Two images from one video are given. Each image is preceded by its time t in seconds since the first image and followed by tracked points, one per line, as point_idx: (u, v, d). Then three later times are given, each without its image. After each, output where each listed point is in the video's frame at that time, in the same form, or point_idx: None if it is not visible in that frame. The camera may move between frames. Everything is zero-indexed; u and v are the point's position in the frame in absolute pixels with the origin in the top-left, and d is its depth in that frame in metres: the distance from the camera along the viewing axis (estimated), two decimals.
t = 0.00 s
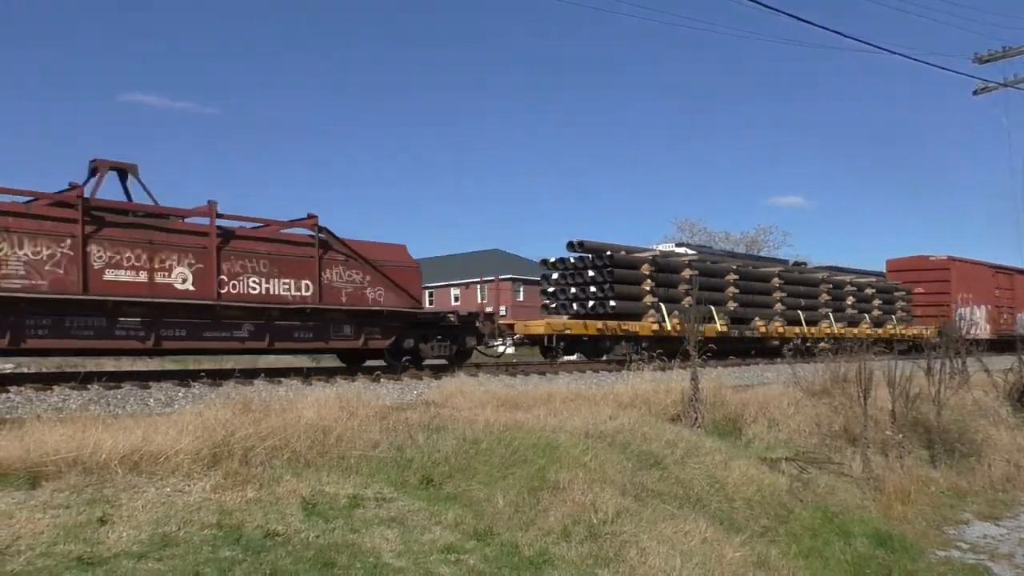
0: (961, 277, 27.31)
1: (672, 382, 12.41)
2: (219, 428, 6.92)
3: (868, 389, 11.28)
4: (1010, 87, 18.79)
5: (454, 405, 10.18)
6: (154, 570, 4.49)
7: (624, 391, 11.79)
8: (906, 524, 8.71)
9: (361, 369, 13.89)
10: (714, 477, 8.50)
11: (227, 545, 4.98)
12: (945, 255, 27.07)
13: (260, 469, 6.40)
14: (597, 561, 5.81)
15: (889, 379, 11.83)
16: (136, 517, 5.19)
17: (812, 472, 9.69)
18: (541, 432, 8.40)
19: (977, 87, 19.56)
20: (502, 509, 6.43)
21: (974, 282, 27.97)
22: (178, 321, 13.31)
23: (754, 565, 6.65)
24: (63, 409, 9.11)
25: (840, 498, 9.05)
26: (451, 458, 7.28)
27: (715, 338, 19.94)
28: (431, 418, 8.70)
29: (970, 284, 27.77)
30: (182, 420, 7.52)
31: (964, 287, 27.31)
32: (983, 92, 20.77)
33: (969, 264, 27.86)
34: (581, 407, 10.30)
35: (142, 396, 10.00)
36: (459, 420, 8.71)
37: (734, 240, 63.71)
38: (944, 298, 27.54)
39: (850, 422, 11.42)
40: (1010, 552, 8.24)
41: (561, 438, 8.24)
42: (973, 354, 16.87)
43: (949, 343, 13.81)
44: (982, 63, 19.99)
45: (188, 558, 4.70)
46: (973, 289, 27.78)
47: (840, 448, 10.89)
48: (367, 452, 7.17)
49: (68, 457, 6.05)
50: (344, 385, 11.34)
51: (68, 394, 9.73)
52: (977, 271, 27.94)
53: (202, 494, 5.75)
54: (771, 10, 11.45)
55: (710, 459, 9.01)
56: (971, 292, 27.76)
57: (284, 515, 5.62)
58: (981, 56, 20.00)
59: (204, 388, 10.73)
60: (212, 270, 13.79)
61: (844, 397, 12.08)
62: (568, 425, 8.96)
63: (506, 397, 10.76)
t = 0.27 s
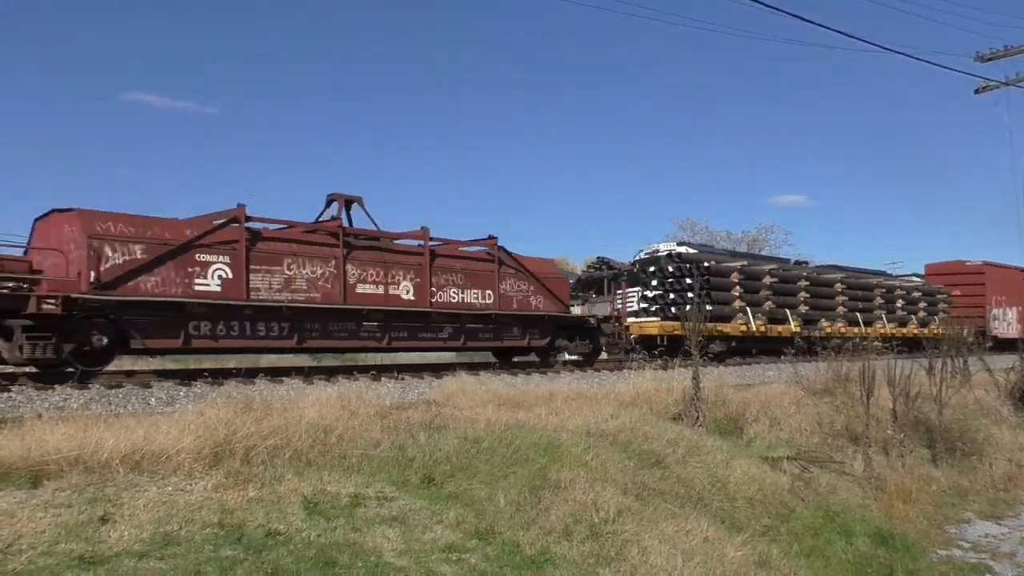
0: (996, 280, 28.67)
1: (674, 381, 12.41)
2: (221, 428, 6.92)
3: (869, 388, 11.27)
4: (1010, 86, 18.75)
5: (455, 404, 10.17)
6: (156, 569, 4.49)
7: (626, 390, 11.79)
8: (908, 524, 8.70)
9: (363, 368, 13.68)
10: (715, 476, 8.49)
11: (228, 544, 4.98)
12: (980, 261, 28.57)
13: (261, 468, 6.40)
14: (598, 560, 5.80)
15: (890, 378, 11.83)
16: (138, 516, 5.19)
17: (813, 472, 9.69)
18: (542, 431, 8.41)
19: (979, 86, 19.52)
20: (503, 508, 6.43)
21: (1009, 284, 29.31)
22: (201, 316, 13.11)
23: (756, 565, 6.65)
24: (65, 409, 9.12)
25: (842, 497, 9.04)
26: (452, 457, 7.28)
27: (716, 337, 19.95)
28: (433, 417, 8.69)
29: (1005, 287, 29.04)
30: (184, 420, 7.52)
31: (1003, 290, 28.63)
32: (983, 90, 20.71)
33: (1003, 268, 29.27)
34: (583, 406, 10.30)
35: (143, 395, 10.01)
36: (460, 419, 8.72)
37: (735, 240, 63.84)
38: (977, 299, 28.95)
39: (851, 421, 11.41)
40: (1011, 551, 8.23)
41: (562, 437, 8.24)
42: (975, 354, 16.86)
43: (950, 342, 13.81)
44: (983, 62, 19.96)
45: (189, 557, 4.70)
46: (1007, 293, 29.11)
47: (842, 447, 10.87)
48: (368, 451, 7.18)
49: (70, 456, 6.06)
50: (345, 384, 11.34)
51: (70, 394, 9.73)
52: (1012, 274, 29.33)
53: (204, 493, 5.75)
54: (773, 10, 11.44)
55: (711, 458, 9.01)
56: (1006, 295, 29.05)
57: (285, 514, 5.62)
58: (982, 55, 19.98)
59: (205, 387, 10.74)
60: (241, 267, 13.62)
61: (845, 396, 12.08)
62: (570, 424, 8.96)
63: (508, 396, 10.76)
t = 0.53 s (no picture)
0: None
1: (675, 381, 12.42)
2: (221, 427, 6.92)
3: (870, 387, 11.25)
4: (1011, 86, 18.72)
5: (456, 404, 10.17)
6: (156, 568, 4.50)
7: (627, 390, 11.79)
8: (909, 524, 8.68)
9: (365, 369, 13.57)
10: (716, 476, 8.49)
11: (229, 543, 4.98)
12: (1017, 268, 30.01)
13: (262, 468, 6.40)
14: (598, 559, 5.80)
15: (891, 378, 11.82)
16: (139, 516, 5.19)
17: (814, 472, 9.69)
18: (543, 430, 8.41)
19: (980, 86, 19.50)
20: (504, 508, 6.43)
21: None
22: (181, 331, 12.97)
23: (756, 564, 6.64)
24: (66, 408, 9.12)
25: (843, 497, 9.04)
26: (452, 457, 7.28)
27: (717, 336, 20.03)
28: (433, 416, 8.69)
29: None
30: (184, 419, 7.51)
31: None
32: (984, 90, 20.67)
33: None
34: (584, 406, 10.29)
35: (144, 395, 10.01)
36: (460, 418, 8.71)
37: (736, 239, 63.82)
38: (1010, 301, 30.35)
39: (852, 421, 11.41)
40: (1012, 551, 8.22)
41: (563, 437, 8.23)
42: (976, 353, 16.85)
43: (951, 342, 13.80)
44: (984, 61, 19.93)
45: (190, 557, 4.70)
46: None
47: (843, 446, 10.85)
48: (369, 450, 7.17)
49: (70, 456, 6.06)
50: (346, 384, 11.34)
51: (71, 393, 9.73)
52: None
53: (205, 493, 5.75)
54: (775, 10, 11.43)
55: (712, 458, 9.01)
56: None
57: (286, 513, 5.62)
58: (983, 55, 19.96)
59: (206, 386, 10.74)
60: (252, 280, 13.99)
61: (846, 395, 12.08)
62: (571, 424, 8.95)
63: (509, 396, 10.76)
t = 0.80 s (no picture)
0: None
1: (675, 380, 12.42)
2: (221, 426, 6.92)
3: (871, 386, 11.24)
4: (1013, 85, 18.67)
5: (456, 403, 10.16)
6: (157, 567, 4.49)
7: (627, 389, 11.79)
8: (909, 523, 8.68)
9: (365, 368, 13.57)
10: (716, 475, 8.49)
11: (229, 542, 4.99)
12: None
13: (262, 467, 6.40)
14: (599, 559, 5.79)
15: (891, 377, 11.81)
16: (139, 515, 5.19)
17: (815, 471, 9.68)
18: (543, 430, 8.40)
19: (981, 85, 19.44)
20: (504, 507, 6.43)
21: None
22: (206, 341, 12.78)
23: (757, 564, 6.64)
24: (66, 407, 9.12)
25: (843, 496, 9.03)
26: (452, 456, 7.28)
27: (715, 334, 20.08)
28: (434, 416, 8.68)
29: None
30: (184, 418, 7.50)
31: None
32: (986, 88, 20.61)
33: None
34: (584, 405, 10.29)
35: (145, 394, 10.01)
36: (461, 417, 8.70)
37: (735, 238, 63.77)
38: None
39: (852, 420, 11.40)
40: (1013, 550, 8.21)
41: (563, 436, 8.23)
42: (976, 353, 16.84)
43: (951, 341, 13.77)
44: (985, 61, 19.89)
45: (190, 556, 4.70)
46: None
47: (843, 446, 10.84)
48: (369, 450, 7.17)
49: (70, 455, 6.06)
50: (346, 383, 11.34)
51: (72, 392, 9.73)
52: None
53: (205, 492, 5.75)
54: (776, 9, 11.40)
55: (712, 457, 9.00)
56: None
57: (287, 512, 5.62)
58: (984, 54, 19.91)
59: (206, 386, 10.74)
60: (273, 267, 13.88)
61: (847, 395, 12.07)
62: (571, 423, 8.94)
63: (509, 395, 10.75)
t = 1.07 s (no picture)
0: None
1: (675, 380, 12.42)
2: (222, 426, 6.92)
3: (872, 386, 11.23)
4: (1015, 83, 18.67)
5: (457, 402, 10.16)
6: (157, 567, 4.49)
7: (628, 388, 11.79)
8: (909, 522, 8.67)
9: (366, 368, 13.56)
10: (716, 474, 8.48)
11: (229, 542, 4.99)
12: None
13: (262, 466, 6.40)
14: (599, 558, 5.79)
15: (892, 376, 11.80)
16: (139, 514, 5.20)
17: (815, 470, 9.68)
18: (543, 429, 8.39)
19: (982, 84, 19.46)
20: (504, 506, 6.43)
21: None
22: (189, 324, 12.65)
23: (757, 563, 6.63)
24: (65, 407, 9.11)
25: (844, 496, 9.03)
26: (453, 455, 7.27)
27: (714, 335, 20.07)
28: (434, 415, 8.67)
29: None
30: (185, 418, 7.50)
31: None
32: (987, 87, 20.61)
33: None
34: (584, 404, 10.28)
35: (145, 393, 10.00)
36: (461, 417, 8.69)
37: (736, 237, 63.81)
38: None
39: (852, 419, 11.39)
40: (1013, 550, 8.21)
41: (563, 435, 8.23)
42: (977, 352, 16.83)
43: (952, 340, 13.75)
44: (986, 59, 19.90)
45: (190, 555, 4.71)
46: None
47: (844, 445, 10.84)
48: (369, 449, 7.17)
49: (71, 454, 6.06)
50: (346, 382, 11.33)
51: (72, 392, 9.73)
52: None
53: (205, 491, 5.76)
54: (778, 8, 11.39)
55: (712, 456, 9.00)
56: None
57: (287, 512, 5.62)
58: (985, 53, 19.93)
59: (206, 385, 10.74)
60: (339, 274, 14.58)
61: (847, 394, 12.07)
62: (571, 423, 8.93)
63: (509, 394, 10.74)
